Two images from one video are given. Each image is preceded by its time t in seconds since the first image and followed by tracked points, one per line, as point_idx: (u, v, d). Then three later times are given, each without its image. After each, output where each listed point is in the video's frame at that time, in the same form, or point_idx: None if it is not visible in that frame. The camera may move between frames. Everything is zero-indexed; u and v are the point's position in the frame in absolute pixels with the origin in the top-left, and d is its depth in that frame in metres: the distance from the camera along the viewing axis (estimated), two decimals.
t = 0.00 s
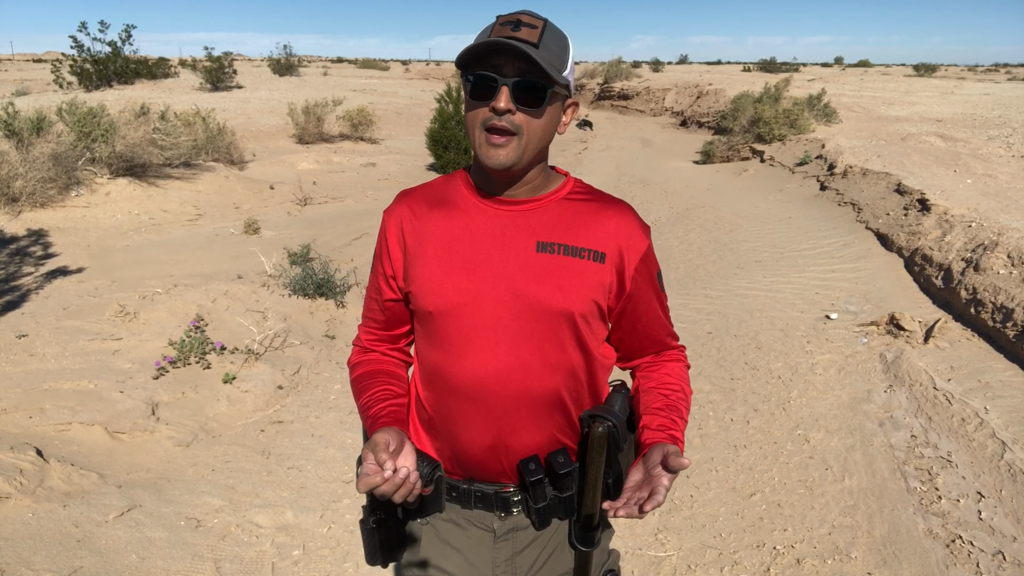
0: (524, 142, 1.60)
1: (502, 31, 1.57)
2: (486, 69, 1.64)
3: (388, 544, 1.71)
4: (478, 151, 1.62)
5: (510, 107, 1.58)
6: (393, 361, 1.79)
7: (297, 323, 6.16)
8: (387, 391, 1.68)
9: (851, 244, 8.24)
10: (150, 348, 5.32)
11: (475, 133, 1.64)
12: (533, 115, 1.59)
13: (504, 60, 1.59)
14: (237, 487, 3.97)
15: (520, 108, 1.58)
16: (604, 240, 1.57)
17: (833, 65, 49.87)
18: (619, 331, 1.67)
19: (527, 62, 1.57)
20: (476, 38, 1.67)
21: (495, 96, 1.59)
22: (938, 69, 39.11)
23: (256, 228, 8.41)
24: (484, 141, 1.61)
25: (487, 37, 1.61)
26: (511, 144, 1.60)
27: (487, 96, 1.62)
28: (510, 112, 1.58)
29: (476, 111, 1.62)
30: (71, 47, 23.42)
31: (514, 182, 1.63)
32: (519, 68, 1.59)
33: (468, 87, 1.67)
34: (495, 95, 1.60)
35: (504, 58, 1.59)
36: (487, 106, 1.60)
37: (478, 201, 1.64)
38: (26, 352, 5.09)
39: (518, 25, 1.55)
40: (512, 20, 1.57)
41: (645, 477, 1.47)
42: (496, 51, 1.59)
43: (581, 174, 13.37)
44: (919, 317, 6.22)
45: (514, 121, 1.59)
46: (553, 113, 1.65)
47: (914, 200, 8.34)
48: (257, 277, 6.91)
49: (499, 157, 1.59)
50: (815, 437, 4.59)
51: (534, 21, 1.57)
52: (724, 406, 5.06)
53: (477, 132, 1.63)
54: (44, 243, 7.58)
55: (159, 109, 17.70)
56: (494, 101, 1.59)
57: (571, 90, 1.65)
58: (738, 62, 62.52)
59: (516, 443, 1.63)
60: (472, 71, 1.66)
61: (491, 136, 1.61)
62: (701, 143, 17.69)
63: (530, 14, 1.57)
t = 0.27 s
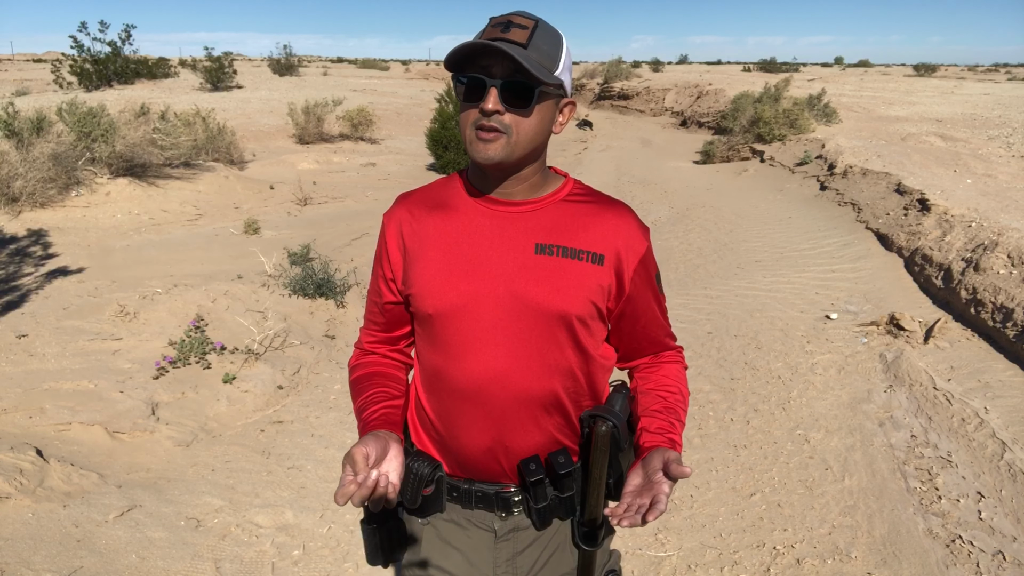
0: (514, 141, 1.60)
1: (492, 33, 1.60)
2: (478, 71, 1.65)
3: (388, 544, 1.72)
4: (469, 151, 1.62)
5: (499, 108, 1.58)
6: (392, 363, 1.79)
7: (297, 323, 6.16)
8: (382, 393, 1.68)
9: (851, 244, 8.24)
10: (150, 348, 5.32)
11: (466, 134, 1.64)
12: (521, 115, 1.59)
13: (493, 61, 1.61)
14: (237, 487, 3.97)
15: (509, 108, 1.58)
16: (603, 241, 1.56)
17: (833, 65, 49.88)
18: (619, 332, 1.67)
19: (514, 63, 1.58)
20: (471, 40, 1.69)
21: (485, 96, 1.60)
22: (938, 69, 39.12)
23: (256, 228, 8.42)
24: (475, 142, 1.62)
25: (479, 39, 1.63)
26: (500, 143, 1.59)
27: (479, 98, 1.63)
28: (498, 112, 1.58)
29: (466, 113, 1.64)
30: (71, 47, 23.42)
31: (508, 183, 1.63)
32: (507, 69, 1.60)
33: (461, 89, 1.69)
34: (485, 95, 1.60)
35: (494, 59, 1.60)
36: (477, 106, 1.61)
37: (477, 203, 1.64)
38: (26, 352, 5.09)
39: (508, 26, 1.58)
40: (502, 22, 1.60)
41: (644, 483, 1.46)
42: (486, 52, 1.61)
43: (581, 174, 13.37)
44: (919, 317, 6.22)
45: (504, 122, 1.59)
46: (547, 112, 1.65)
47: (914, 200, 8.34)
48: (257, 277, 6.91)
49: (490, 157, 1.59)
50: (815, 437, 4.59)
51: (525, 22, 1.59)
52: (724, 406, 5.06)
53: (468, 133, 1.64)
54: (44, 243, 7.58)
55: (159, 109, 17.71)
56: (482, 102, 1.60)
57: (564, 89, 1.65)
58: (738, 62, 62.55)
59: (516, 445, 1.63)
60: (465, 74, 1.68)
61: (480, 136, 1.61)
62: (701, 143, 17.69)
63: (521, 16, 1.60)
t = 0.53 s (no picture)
0: (537, 150, 1.61)
1: (507, 37, 1.55)
2: (496, 78, 1.60)
3: (387, 542, 1.74)
4: (493, 161, 1.60)
5: (528, 118, 1.58)
6: (388, 355, 1.77)
7: (297, 323, 6.16)
8: (371, 376, 1.68)
9: (851, 244, 8.24)
10: (150, 348, 5.32)
11: (488, 142, 1.61)
12: (545, 122, 1.61)
13: (514, 69, 1.58)
14: (237, 487, 3.97)
15: (536, 117, 1.59)
16: (603, 242, 1.57)
17: (833, 65, 49.87)
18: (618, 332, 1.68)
19: (541, 70, 1.59)
20: (475, 40, 1.63)
21: (511, 106, 1.58)
22: (937, 69, 39.11)
23: (256, 228, 8.42)
24: (501, 151, 1.60)
25: (491, 44, 1.58)
26: (527, 152, 1.60)
27: (498, 104, 1.59)
28: (527, 121, 1.58)
29: (486, 118, 1.60)
30: (71, 47, 23.43)
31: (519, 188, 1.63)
32: (531, 76, 1.59)
33: (471, 91, 1.62)
34: (511, 104, 1.58)
35: (516, 67, 1.58)
36: (503, 115, 1.59)
37: (478, 203, 1.64)
38: (26, 352, 5.09)
39: (522, 30, 1.55)
40: (517, 25, 1.55)
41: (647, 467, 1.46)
42: (506, 59, 1.57)
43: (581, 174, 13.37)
44: (919, 317, 6.22)
45: (532, 130, 1.59)
46: (559, 116, 1.67)
47: (914, 200, 8.34)
48: (257, 277, 6.91)
49: (518, 167, 1.59)
50: (815, 437, 4.59)
51: (537, 25, 1.56)
52: (724, 406, 5.06)
53: (490, 142, 1.61)
54: (44, 243, 7.58)
55: (159, 109, 17.71)
56: (508, 110, 1.58)
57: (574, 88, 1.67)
58: (739, 62, 62.52)
59: (517, 445, 1.63)
60: (477, 80, 1.61)
61: (507, 146, 1.60)
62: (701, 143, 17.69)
63: (531, 17, 1.57)
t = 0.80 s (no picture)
0: (549, 146, 1.63)
1: (516, 36, 1.57)
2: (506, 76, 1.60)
3: (390, 543, 1.73)
4: (507, 159, 1.59)
5: (544, 114, 1.58)
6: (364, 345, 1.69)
7: (297, 323, 6.16)
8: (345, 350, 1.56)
9: (851, 244, 8.24)
10: (150, 348, 5.32)
11: (501, 139, 1.60)
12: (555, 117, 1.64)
13: (526, 67, 1.58)
14: (237, 487, 3.97)
15: (549, 113, 1.60)
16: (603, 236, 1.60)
17: (833, 65, 49.85)
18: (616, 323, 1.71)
19: (550, 67, 1.61)
20: (479, 39, 1.62)
21: (526, 101, 1.57)
22: (938, 68, 39.11)
23: (256, 228, 8.42)
24: (516, 146, 1.59)
25: (502, 42, 1.58)
26: (542, 149, 1.61)
27: (512, 100, 1.58)
28: (543, 117, 1.59)
29: (501, 115, 1.58)
30: (71, 47, 23.44)
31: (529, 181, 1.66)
32: (542, 73, 1.61)
33: (481, 88, 1.60)
34: (526, 100, 1.57)
35: (528, 64, 1.58)
36: (519, 112, 1.58)
37: (479, 203, 1.64)
38: (26, 352, 5.10)
39: (530, 31, 1.58)
40: (522, 24, 1.58)
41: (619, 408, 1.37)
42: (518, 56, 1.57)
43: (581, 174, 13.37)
44: (919, 317, 6.22)
45: (547, 126, 1.60)
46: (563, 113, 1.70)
47: (914, 200, 8.34)
48: (257, 277, 6.91)
49: (535, 164, 1.59)
50: (815, 437, 4.60)
51: (541, 25, 1.61)
52: (724, 406, 5.06)
53: (502, 137, 1.60)
54: (44, 243, 7.58)
55: (159, 109, 17.71)
56: (524, 106, 1.58)
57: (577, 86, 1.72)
58: (739, 61, 62.51)
59: (524, 442, 1.63)
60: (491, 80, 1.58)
61: (521, 144, 1.60)
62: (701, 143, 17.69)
63: (533, 18, 1.61)
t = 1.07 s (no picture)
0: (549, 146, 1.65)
1: (513, 38, 1.56)
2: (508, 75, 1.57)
3: (390, 547, 1.70)
4: (518, 162, 1.57)
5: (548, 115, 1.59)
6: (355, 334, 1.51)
7: (297, 323, 6.16)
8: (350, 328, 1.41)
9: (851, 244, 8.24)
10: (150, 348, 5.32)
11: (510, 140, 1.57)
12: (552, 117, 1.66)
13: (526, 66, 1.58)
14: (237, 487, 3.97)
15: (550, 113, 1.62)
16: (593, 229, 1.64)
17: (833, 65, 49.85)
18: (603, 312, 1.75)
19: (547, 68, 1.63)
20: (474, 38, 1.57)
21: (532, 102, 1.56)
22: (938, 69, 39.12)
23: (256, 228, 8.42)
24: (525, 148, 1.58)
25: (502, 44, 1.55)
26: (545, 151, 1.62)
27: (519, 101, 1.55)
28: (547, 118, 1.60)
29: (510, 115, 1.55)
30: (71, 47, 23.44)
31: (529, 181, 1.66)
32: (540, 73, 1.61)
33: (488, 90, 1.54)
34: (533, 100, 1.56)
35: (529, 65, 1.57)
36: (526, 112, 1.56)
37: (472, 204, 1.63)
38: (26, 352, 5.10)
39: (523, 33, 1.59)
40: (515, 25, 1.58)
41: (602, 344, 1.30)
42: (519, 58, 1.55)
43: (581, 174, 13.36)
44: (919, 317, 6.22)
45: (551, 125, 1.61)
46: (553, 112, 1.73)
47: (914, 200, 8.34)
48: (257, 277, 6.91)
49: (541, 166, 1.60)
50: (815, 437, 4.60)
51: (530, 27, 1.63)
52: (725, 406, 5.06)
53: (512, 138, 1.57)
54: (45, 243, 7.58)
55: (159, 109, 17.71)
56: (531, 106, 1.56)
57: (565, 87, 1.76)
58: (739, 61, 62.53)
59: (528, 438, 1.63)
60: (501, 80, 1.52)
61: (528, 145, 1.59)
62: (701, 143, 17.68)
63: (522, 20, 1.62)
